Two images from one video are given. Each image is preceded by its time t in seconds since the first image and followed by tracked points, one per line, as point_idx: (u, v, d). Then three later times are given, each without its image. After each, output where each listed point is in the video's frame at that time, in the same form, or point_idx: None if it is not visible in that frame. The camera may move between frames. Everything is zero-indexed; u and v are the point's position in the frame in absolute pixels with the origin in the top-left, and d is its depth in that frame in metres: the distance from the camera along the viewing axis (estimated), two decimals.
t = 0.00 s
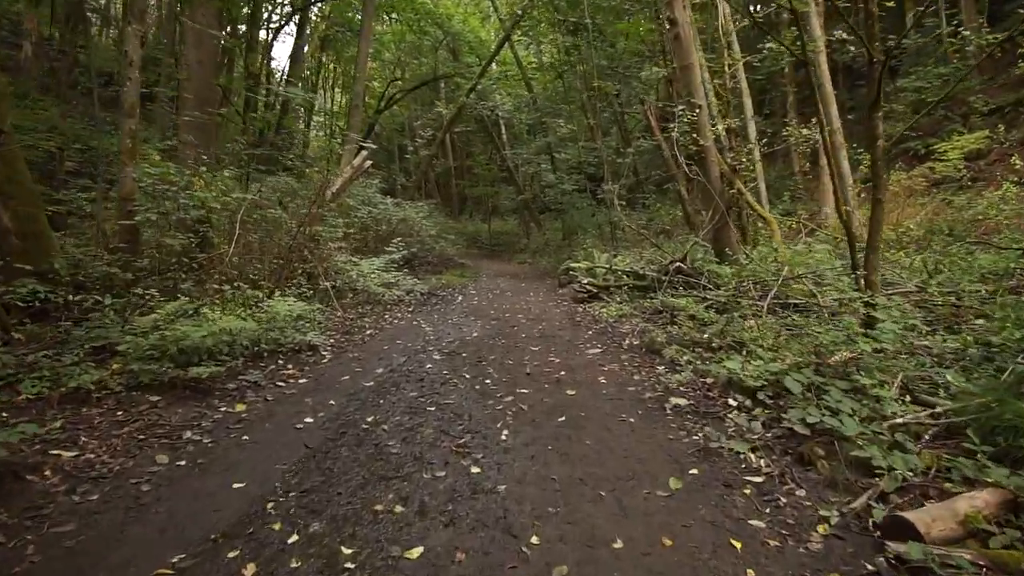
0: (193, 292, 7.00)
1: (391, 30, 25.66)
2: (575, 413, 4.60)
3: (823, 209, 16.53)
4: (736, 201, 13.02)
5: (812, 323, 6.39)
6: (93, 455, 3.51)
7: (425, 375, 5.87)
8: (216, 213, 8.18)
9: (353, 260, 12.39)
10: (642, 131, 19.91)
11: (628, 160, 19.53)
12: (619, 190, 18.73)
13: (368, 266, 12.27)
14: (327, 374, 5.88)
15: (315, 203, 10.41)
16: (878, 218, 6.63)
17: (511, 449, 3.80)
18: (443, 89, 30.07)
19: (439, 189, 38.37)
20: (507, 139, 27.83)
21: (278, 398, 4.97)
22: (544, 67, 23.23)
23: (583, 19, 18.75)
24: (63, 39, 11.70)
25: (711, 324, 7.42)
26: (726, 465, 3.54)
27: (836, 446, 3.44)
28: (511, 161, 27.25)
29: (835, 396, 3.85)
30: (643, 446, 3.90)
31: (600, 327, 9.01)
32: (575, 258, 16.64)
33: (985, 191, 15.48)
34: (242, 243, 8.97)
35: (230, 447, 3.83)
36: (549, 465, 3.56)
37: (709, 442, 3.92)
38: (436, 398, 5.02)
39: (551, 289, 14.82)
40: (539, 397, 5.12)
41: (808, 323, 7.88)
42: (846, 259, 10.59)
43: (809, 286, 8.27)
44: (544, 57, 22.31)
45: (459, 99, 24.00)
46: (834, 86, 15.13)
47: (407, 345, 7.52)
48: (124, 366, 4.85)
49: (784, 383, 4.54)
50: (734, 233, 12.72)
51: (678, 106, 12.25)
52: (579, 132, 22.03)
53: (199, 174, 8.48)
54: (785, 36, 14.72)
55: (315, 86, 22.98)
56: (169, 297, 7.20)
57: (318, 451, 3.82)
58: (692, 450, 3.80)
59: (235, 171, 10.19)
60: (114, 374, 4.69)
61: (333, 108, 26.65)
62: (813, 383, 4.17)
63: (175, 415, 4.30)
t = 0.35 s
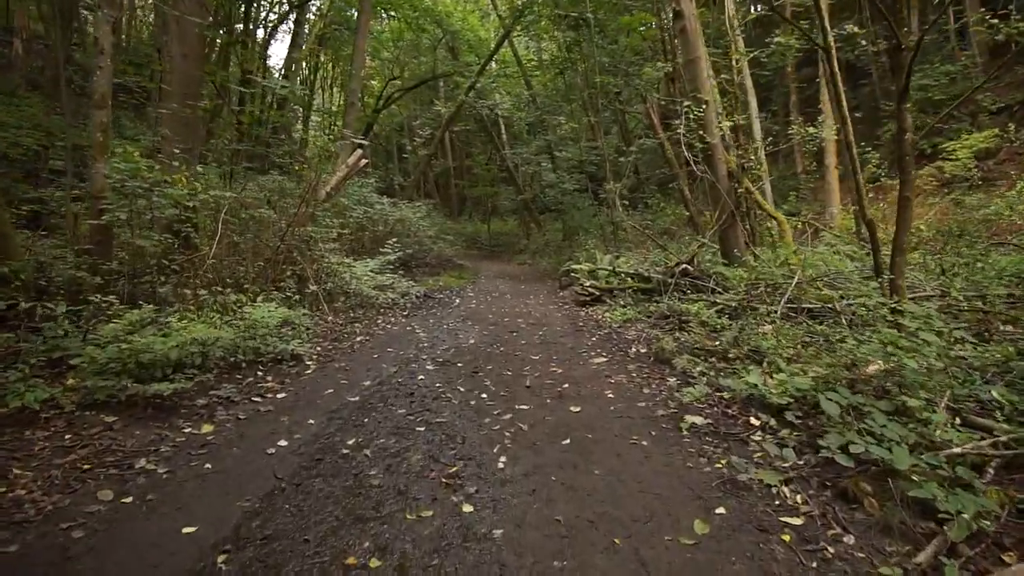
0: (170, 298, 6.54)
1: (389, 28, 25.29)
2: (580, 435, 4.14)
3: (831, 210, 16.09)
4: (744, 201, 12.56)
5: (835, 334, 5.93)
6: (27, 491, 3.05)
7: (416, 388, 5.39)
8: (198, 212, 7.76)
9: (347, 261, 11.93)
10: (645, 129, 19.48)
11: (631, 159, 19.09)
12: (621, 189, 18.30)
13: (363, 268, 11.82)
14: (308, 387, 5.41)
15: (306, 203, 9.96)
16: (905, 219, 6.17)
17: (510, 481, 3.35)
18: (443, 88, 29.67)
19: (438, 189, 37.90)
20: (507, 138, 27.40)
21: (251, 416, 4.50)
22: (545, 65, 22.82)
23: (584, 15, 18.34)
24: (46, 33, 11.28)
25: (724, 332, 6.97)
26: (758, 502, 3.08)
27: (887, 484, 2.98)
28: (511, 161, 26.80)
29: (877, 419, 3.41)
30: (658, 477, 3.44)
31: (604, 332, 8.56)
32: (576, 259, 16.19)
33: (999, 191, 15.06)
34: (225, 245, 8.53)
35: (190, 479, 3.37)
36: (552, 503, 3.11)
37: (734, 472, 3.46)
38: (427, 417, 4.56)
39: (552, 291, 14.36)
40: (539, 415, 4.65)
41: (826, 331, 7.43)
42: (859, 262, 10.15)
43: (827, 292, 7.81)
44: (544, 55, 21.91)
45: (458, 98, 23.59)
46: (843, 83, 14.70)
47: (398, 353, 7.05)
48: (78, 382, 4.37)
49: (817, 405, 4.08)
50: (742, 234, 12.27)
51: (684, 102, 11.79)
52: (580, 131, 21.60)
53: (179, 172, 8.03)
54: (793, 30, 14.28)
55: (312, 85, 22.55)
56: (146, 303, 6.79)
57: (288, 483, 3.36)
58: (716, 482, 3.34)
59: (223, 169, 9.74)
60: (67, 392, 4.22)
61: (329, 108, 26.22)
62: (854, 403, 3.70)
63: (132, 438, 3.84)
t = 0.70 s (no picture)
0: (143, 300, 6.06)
1: (387, 25, 24.85)
2: (590, 455, 3.68)
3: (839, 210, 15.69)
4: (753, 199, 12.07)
5: (863, 341, 5.49)
6: None
7: (408, 399, 4.92)
8: (179, 207, 7.29)
9: (341, 260, 11.47)
10: (648, 127, 19.03)
11: (633, 157, 18.64)
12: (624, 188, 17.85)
13: (357, 267, 11.36)
14: (289, 397, 4.92)
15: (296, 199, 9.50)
16: (941, 215, 5.69)
17: (512, 515, 2.91)
18: (442, 87, 29.27)
19: (437, 188, 37.43)
20: (506, 137, 26.96)
21: (220, 431, 4.02)
22: (546, 63, 22.39)
23: (586, 10, 17.91)
24: (27, 24, 10.81)
25: (739, 336, 6.51)
26: (804, 543, 2.62)
27: (959, 524, 2.52)
28: (510, 159, 26.35)
29: (937, 442, 2.97)
30: (683, 509, 2.98)
31: (610, 336, 8.11)
32: (578, 259, 15.73)
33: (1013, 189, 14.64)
34: (209, 243, 8.06)
35: (140, 512, 2.90)
36: (561, 543, 2.66)
37: (771, 503, 2.99)
38: (418, 433, 4.09)
39: (553, 292, 13.90)
40: (543, 430, 4.19)
41: (847, 335, 6.98)
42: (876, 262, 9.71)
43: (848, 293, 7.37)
44: (545, 52, 21.49)
45: (456, 96, 23.14)
46: (854, 77, 14.27)
47: (389, 359, 6.57)
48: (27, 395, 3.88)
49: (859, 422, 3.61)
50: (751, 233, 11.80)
51: (692, 95, 11.32)
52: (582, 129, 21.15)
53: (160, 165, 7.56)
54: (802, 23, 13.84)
55: (308, 83, 22.10)
56: (118, 303, 6.30)
57: (254, 515, 2.90)
58: (753, 515, 2.88)
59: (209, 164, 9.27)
60: (10, 407, 3.72)
61: (326, 105, 25.73)
62: (903, 421, 3.27)
63: (79, 459, 3.35)
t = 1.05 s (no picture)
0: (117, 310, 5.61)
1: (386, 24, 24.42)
2: (606, 488, 3.24)
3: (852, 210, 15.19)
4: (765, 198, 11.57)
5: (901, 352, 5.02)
6: None
7: (402, 419, 4.46)
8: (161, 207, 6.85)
9: (337, 263, 11.02)
10: (654, 125, 18.56)
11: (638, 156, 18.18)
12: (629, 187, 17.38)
13: (353, 269, 10.91)
14: (271, 418, 4.47)
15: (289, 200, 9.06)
16: (982, 215, 5.23)
17: (517, 571, 2.48)
18: (443, 86, 28.82)
19: (439, 189, 36.98)
20: (508, 136, 26.51)
21: (189, 459, 3.58)
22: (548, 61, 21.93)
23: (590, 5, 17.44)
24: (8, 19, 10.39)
25: (761, 345, 6.05)
26: None
27: None
28: (512, 159, 25.89)
29: (1022, 481, 2.50)
30: (719, 563, 2.53)
31: (620, 343, 7.64)
32: (583, 261, 15.26)
33: None
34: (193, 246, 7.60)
35: (78, 568, 2.45)
36: None
37: (825, 556, 2.52)
38: (411, 460, 3.63)
39: (557, 295, 13.45)
40: (552, 456, 3.75)
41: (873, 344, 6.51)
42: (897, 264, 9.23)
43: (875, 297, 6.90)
44: (547, 50, 21.03)
45: (457, 95, 22.68)
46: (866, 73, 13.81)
47: (383, 370, 6.11)
48: None
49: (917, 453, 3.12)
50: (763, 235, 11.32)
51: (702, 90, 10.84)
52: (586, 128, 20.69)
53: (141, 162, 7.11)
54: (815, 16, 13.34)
55: (307, 82, 21.65)
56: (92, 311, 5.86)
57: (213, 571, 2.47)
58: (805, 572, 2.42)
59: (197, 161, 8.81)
60: None
61: (325, 105, 25.28)
62: (975, 454, 2.78)
63: (21, 498, 2.91)
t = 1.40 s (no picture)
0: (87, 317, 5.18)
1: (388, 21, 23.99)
2: (625, 533, 2.77)
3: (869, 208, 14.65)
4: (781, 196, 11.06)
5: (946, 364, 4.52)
6: None
7: (391, 441, 3.98)
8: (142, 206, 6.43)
9: (334, 263, 10.58)
10: (662, 121, 18.03)
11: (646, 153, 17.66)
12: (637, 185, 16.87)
13: (351, 270, 10.47)
14: (245, 439, 3.99)
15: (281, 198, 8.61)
16: None
17: None
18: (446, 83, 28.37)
19: (443, 188, 36.50)
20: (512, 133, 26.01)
21: (144, 493, 3.12)
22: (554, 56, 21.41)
23: None
24: None
25: (787, 354, 5.57)
26: None
27: None
28: (516, 157, 25.40)
29: None
30: None
31: (631, 349, 7.15)
32: (589, 261, 14.77)
33: None
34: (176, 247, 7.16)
35: None
36: None
37: None
38: (398, 494, 3.16)
39: (563, 296, 12.97)
40: (560, 489, 3.27)
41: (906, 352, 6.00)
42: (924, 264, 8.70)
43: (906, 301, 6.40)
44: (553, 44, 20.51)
45: (461, 91, 22.21)
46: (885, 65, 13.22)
47: (376, 381, 5.63)
48: None
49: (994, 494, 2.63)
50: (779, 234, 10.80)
51: (715, 82, 10.30)
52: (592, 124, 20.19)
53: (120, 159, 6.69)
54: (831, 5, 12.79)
55: (307, 78, 21.21)
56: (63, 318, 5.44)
57: None
58: None
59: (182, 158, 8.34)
60: None
61: (327, 103, 24.86)
62: None
63: None
